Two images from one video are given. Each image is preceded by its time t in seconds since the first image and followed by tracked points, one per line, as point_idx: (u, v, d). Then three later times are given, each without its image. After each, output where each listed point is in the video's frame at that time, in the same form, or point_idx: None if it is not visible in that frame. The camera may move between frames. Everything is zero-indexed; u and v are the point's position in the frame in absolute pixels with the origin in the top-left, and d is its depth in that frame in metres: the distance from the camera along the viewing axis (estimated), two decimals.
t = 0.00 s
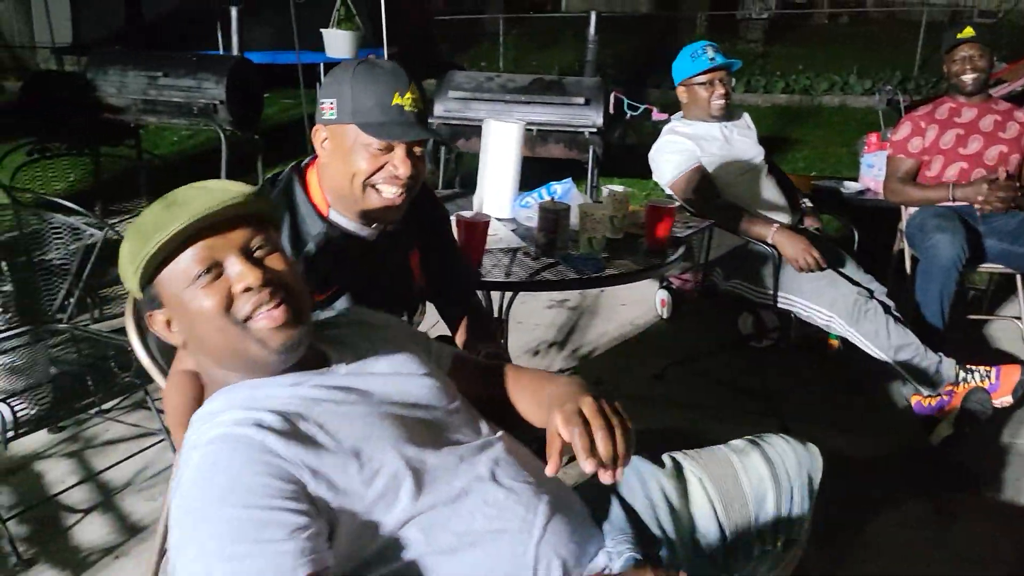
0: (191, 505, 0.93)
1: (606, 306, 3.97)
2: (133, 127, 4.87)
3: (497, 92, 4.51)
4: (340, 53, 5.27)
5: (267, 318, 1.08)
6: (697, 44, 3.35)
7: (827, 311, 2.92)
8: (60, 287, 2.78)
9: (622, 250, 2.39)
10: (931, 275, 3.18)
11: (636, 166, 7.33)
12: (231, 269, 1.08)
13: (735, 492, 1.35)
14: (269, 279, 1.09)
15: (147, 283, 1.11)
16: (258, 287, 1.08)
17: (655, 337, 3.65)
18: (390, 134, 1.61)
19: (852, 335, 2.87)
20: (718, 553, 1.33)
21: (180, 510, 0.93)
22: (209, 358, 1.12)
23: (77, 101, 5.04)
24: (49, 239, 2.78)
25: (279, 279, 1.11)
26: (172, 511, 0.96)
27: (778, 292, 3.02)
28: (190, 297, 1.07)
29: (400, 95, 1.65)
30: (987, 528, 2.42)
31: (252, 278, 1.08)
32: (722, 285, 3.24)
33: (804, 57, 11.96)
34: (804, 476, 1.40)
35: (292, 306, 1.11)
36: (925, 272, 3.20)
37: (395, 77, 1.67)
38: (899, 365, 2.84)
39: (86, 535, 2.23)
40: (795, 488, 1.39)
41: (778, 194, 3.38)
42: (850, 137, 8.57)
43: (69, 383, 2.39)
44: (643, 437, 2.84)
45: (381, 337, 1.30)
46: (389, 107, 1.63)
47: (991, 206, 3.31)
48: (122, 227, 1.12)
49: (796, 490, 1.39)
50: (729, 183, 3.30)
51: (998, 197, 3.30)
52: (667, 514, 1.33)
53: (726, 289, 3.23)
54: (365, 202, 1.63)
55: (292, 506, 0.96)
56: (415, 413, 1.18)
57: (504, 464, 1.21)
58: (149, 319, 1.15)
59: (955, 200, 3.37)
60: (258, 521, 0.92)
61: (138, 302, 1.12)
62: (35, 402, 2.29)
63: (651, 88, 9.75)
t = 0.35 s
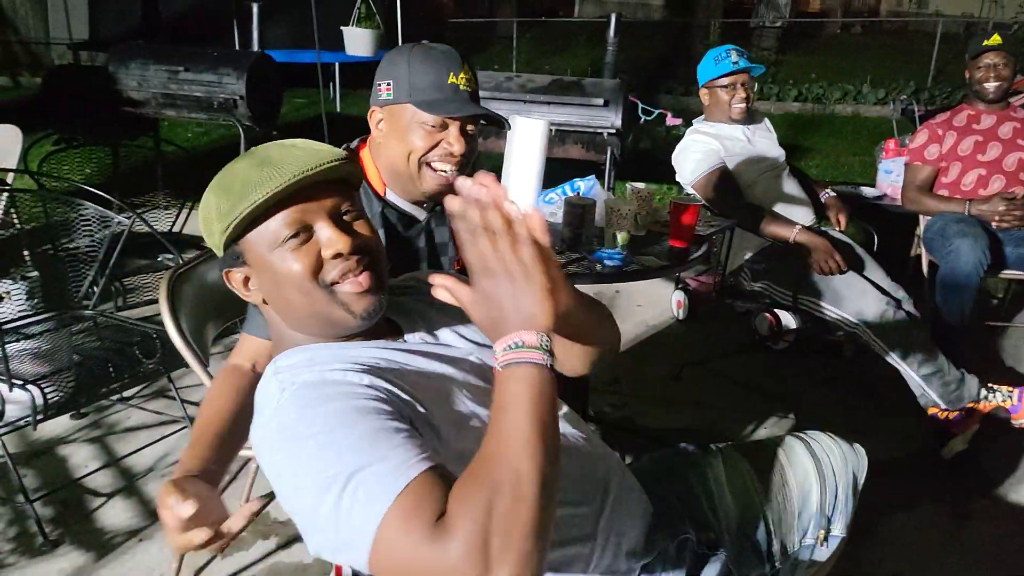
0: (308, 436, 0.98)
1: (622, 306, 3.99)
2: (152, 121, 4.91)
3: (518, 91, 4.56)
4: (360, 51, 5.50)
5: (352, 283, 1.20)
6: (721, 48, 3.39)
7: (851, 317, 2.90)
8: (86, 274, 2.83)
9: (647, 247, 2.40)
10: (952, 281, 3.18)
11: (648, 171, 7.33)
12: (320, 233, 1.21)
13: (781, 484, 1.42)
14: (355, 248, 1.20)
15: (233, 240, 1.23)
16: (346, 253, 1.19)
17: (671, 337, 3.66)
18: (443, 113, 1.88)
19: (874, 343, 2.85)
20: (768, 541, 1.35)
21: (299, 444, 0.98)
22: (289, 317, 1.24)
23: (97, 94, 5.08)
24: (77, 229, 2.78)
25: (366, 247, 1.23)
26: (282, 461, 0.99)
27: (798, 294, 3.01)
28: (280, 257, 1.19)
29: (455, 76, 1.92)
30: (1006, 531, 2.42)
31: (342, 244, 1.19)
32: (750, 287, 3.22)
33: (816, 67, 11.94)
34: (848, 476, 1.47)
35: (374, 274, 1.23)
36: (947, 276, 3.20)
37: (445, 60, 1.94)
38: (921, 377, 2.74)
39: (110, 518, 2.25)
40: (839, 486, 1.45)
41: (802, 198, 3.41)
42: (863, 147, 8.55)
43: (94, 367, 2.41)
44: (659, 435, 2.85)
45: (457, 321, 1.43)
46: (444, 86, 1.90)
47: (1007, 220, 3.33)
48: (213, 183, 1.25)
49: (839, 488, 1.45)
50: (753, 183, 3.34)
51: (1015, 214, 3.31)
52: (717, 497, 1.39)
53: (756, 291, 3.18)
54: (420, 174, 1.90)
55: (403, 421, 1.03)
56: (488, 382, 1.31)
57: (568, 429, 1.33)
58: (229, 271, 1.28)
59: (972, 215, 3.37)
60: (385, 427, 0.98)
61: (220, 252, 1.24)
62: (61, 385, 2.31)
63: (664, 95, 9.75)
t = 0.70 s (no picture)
0: (308, 462, 0.97)
1: (623, 309, 3.98)
2: (153, 122, 4.90)
3: (519, 94, 4.56)
4: (362, 53, 5.49)
5: (329, 307, 1.19)
6: (718, 55, 3.42)
7: (852, 320, 2.89)
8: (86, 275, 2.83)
9: (651, 250, 2.39)
10: (965, 283, 3.18)
11: (648, 175, 7.33)
12: (292, 258, 1.20)
13: (781, 489, 1.37)
14: (328, 270, 1.20)
15: (202, 273, 1.21)
16: (320, 276, 1.18)
17: (672, 341, 3.65)
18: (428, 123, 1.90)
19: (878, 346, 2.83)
20: (769, 547, 1.34)
21: (298, 471, 0.97)
22: (268, 345, 1.22)
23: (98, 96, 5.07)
24: (80, 229, 2.81)
25: (339, 268, 1.22)
26: (283, 491, 0.98)
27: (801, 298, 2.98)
28: (252, 285, 1.18)
29: (443, 82, 1.93)
30: (1013, 536, 2.41)
31: (314, 267, 1.18)
32: (750, 292, 3.18)
33: (815, 72, 11.96)
34: (851, 478, 1.42)
35: (351, 295, 1.22)
36: (961, 277, 3.20)
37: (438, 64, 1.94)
38: (921, 380, 2.77)
39: (111, 521, 2.23)
40: (841, 489, 1.40)
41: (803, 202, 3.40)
42: (862, 151, 8.56)
43: (94, 369, 2.39)
44: (662, 439, 2.84)
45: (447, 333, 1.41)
46: (432, 93, 1.92)
47: (1014, 226, 3.31)
48: (178, 218, 1.23)
49: (842, 491, 1.40)
50: (753, 187, 3.32)
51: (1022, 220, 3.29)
52: (719, 504, 1.35)
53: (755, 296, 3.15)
54: (410, 179, 1.98)
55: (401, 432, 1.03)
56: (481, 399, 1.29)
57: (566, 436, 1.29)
58: (203, 304, 1.26)
59: (977, 220, 3.37)
60: (385, 443, 0.98)
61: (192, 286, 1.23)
62: (62, 386, 2.29)
63: (663, 99, 9.76)
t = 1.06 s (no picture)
0: (314, 465, 0.96)
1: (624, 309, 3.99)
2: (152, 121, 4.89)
3: (520, 95, 4.55)
4: (362, 54, 5.49)
5: (331, 300, 1.17)
6: (709, 61, 3.38)
7: (852, 313, 2.88)
8: (88, 274, 2.79)
9: (658, 250, 2.39)
10: (970, 285, 3.18)
11: (646, 176, 7.33)
12: (286, 254, 1.19)
13: (797, 487, 1.36)
14: (324, 262, 1.18)
15: (201, 278, 1.21)
16: (317, 269, 1.17)
17: (674, 341, 3.65)
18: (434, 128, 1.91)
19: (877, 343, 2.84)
20: (785, 545, 1.33)
21: (304, 474, 0.96)
22: (273, 345, 1.21)
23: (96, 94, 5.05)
24: (82, 228, 2.76)
25: (336, 261, 1.21)
26: (288, 493, 0.97)
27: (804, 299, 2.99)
28: (250, 285, 1.17)
29: (448, 85, 1.94)
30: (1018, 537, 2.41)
31: (310, 261, 1.17)
32: (751, 292, 3.21)
33: (811, 74, 11.99)
34: (865, 477, 1.42)
35: (351, 288, 1.21)
36: (967, 276, 3.20)
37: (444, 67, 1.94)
38: (921, 377, 2.78)
39: (114, 520, 2.22)
40: (856, 487, 1.40)
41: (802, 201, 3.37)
42: (860, 153, 8.58)
43: (95, 367, 2.38)
44: (666, 439, 2.84)
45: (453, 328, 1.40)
46: (438, 97, 1.93)
47: (1016, 230, 3.32)
48: (172, 230, 1.23)
49: (857, 489, 1.40)
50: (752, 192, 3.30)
51: None
52: (736, 500, 1.34)
53: (756, 298, 3.17)
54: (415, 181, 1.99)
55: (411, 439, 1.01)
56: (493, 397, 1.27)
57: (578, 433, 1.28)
58: (207, 312, 1.26)
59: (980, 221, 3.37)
60: (391, 450, 0.96)
61: (192, 294, 1.23)
62: (64, 385, 2.28)
63: (661, 100, 9.76)
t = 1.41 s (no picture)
0: (342, 455, 0.94)
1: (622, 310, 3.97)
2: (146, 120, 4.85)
3: (518, 94, 4.53)
4: (356, 52, 5.45)
5: (366, 285, 1.17)
6: (725, 61, 3.39)
7: (856, 312, 2.88)
8: (85, 274, 2.76)
9: (659, 249, 2.38)
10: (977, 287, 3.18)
11: (642, 176, 7.32)
12: (324, 235, 1.18)
13: (808, 489, 1.34)
14: (363, 247, 1.18)
15: (236, 252, 1.20)
16: (355, 253, 1.16)
17: (673, 342, 3.64)
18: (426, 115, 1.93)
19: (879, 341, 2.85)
20: (795, 547, 1.32)
21: (331, 463, 0.94)
22: (302, 327, 1.20)
23: (90, 94, 5.01)
24: (78, 228, 2.73)
25: (374, 246, 1.20)
26: (312, 483, 0.95)
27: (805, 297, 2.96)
28: (285, 263, 1.16)
29: (442, 79, 1.95)
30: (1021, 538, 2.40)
31: (348, 244, 1.16)
32: (749, 293, 3.12)
33: (806, 75, 11.99)
34: (878, 480, 1.39)
35: (387, 274, 1.20)
36: (976, 284, 3.19)
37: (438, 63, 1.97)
38: (917, 374, 2.79)
39: (110, 523, 2.19)
40: (869, 491, 1.37)
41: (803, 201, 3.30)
42: (854, 154, 8.59)
43: (89, 367, 2.35)
44: (666, 440, 2.82)
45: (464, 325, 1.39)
46: (432, 88, 1.94)
47: (1016, 229, 3.35)
48: (210, 200, 1.22)
49: (870, 492, 1.37)
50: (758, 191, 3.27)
51: None
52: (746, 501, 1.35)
53: (756, 298, 3.07)
54: (403, 175, 1.96)
55: (439, 434, 0.99)
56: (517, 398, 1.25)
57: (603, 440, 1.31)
58: (237, 285, 1.26)
59: (980, 220, 3.38)
60: (420, 446, 0.95)
61: (225, 266, 1.21)
62: (59, 385, 2.25)
63: (655, 100, 9.75)
